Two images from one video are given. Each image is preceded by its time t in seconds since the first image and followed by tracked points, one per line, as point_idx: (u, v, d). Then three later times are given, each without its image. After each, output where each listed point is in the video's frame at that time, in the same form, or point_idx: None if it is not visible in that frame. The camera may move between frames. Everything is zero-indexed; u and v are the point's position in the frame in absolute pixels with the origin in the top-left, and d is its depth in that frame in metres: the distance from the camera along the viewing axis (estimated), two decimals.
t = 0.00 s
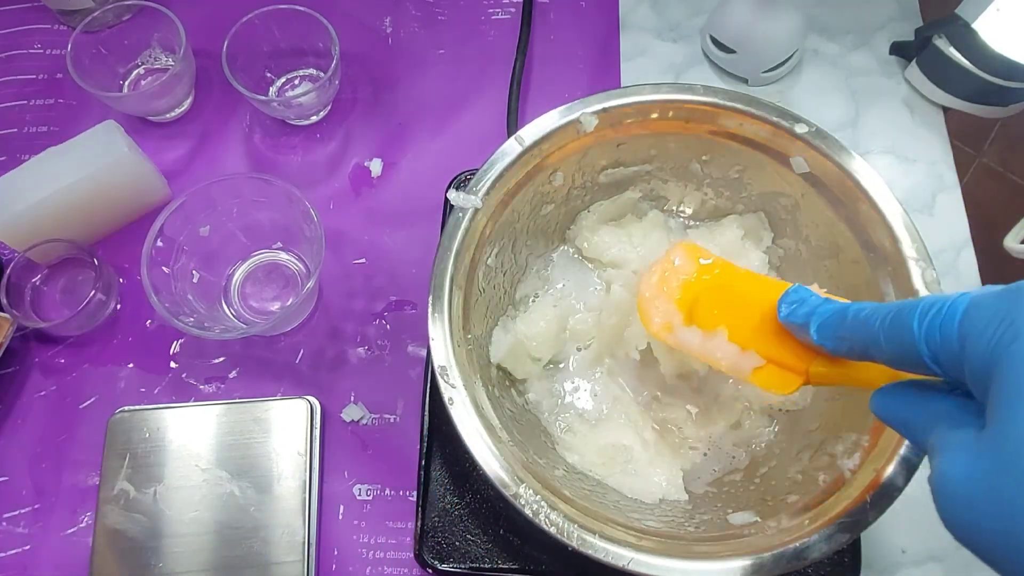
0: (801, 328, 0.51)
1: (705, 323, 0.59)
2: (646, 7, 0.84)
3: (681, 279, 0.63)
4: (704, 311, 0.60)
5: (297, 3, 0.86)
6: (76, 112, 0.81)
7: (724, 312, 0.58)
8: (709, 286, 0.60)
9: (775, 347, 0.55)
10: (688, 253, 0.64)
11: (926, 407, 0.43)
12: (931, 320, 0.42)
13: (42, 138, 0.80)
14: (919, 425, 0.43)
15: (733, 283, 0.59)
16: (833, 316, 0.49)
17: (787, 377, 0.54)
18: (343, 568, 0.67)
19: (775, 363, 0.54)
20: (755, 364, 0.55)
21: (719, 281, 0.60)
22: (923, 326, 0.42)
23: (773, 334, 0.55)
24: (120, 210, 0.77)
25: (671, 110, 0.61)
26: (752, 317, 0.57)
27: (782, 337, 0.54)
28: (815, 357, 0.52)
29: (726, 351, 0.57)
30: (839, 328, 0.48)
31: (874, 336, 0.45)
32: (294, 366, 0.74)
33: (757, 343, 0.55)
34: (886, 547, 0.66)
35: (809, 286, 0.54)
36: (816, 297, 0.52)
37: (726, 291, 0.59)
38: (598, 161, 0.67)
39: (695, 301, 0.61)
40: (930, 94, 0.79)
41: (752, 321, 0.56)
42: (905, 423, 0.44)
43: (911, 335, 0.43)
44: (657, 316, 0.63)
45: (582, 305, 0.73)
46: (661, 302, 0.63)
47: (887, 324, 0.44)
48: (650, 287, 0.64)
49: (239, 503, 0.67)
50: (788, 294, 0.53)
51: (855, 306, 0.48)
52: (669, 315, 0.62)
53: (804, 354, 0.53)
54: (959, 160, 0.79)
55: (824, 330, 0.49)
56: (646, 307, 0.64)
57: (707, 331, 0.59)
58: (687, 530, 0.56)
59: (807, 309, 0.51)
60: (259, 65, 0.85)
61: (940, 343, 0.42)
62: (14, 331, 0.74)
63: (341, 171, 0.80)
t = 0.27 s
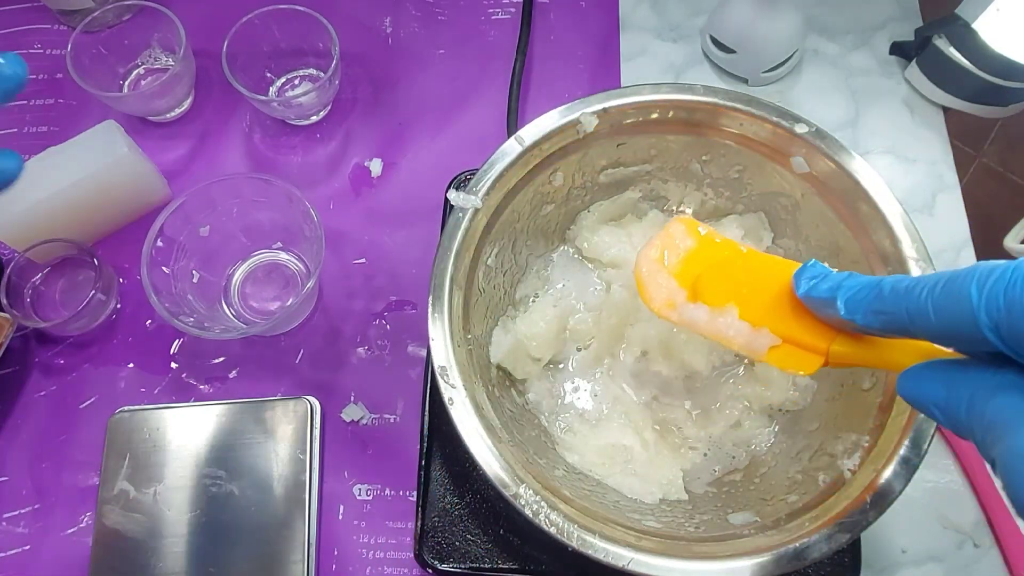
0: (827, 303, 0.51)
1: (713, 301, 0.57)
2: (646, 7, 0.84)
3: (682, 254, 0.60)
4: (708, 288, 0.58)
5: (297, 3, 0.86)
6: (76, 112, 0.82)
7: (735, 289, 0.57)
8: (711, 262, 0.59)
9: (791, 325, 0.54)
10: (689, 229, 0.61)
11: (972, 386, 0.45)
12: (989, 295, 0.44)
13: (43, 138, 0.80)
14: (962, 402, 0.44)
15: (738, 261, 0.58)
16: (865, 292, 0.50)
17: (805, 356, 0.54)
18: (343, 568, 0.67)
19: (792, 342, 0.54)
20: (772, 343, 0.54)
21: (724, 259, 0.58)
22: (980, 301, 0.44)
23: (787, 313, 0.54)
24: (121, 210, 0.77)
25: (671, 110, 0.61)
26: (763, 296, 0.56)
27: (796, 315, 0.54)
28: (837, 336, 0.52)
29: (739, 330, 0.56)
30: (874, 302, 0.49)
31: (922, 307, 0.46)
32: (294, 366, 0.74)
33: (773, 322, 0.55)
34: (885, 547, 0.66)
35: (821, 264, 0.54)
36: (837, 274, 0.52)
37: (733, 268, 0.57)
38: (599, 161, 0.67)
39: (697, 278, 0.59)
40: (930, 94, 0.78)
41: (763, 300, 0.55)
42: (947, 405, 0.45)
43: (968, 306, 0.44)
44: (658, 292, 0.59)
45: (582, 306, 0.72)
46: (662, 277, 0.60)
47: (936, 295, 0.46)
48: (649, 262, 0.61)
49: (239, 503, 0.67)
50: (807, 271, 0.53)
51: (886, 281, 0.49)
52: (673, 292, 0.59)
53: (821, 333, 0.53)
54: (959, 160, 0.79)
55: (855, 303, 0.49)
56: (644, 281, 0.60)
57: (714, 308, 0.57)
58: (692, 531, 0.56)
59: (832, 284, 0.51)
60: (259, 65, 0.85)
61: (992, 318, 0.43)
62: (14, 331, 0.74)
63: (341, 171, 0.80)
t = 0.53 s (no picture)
0: (867, 317, 0.51)
1: (749, 313, 0.59)
2: (646, 7, 0.84)
3: (721, 270, 0.62)
4: (745, 302, 0.60)
5: (297, 3, 0.86)
6: (76, 112, 0.82)
7: (772, 303, 0.58)
8: (747, 278, 0.60)
9: (827, 338, 0.55)
10: (727, 246, 0.63)
11: (1013, 404, 0.47)
12: None
13: (43, 138, 0.80)
14: (1000, 418, 0.46)
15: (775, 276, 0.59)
16: (906, 308, 0.50)
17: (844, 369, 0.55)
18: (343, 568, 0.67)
19: (829, 355, 0.55)
20: (809, 356, 0.55)
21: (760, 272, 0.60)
22: None
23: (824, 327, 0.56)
24: (120, 210, 0.77)
25: (671, 110, 0.61)
26: (799, 310, 0.57)
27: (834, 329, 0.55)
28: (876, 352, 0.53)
29: (777, 342, 0.57)
30: (914, 318, 0.50)
31: (966, 323, 0.47)
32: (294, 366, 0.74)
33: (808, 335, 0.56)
34: (885, 547, 0.66)
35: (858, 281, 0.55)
36: (875, 289, 0.53)
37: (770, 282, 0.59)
38: (599, 161, 0.67)
39: (735, 293, 0.61)
40: (930, 94, 0.79)
41: (800, 313, 0.57)
42: (982, 419, 0.47)
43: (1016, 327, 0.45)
44: (696, 303, 0.61)
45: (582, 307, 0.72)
46: (701, 289, 0.62)
47: (981, 313, 0.47)
48: (686, 275, 0.63)
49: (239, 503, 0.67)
50: (845, 286, 0.54)
51: (928, 297, 0.50)
52: (710, 304, 0.61)
53: (858, 347, 0.54)
54: (960, 160, 0.79)
55: (897, 318, 0.50)
56: (682, 291, 0.62)
57: (751, 320, 0.59)
58: (692, 531, 0.56)
59: (871, 299, 0.52)
60: (259, 65, 0.85)
61: None
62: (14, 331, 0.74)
63: (340, 171, 0.80)
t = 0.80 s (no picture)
0: (864, 376, 0.51)
1: (739, 369, 0.58)
2: (646, 7, 0.84)
3: (707, 318, 0.62)
4: (736, 358, 0.59)
5: (297, 3, 0.86)
6: (76, 112, 0.82)
7: (763, 360, 0.58)
8: (734, 329, 0.60)
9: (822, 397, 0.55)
10: (709, 295, 0.63)
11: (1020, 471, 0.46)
12: None
13: (43, 138, 0.80)
14: (1005, 484, 0.47)
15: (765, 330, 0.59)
16: (904, 368, 0.50)
17: (839, 429, 0.54)
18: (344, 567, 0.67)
19: (824, 415, 0.54)
20: (804, 416, 0.55)
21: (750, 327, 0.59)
22: None
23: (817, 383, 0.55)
24: (120, 210, 0.77)
25: (671, 110, 0.61)
26: (791, 367, 0.57)
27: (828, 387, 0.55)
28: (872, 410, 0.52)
29: (770, 402, 0.56)
30: (915, 380, 0.49)
31: (969, 391, 0.47)
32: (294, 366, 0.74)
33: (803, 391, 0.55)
34: (885, 547, 0.66)
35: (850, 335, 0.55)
36: (870, 346, 0.52)
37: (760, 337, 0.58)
38: (599, 161, 0.67)
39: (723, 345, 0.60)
40: (930, 94, 0.79)
41: (793, 372, 0.56)
42: (985, 483, 0.48)
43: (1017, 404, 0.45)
44: (680, 360, 0.61)
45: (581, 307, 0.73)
46: (685, 342, 0.62)
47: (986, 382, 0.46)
48: (669, 326, 0.63)
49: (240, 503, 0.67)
50: (837, 341, 0.53)
51: (929, 357, 0.50)
52: (695, 359, 0.61)
53: (855, 404, 0.53)
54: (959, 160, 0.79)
55: (896, 378, 0.50)
56: (666, 346, 0.62)
57: (742, 377, 0.58)
58: (692, 531, 0.56)
59: (866, 357, 0.51)
60: (259, 65, 0.85)
61: None
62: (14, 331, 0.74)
63: (341, 171, 0.80)
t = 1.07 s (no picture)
0: (870, 375, 0.51)
1: (741, 367, 0.58)
2: (646, 7, 0.84)
3: (708, 316, 0.62)
4: (736, 355, 0.59)
5: (297, 2, 0.86)
6: (76, 112, 0.82)
7: (765, 357, 0.58)
8: (734, 328, 0.60)
9: (824, 396, 0.55)
10: (711, 292, 0.63)
11: None
12: None
13: (43, 138, 0.80)
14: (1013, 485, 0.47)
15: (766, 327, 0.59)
16: (911, 367, 0.50)
17: (842, 427, 0.54)
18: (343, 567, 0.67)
19: (827, 412, 0.54)
20: (807, 414, 0.55)
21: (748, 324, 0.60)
22: None
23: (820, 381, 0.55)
24: (120, 210, 0.77)
25: (671, 110, 0.61)
26: (794, 365, 0.57)
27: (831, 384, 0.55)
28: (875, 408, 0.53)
29: (773, 400, 0.56)
30: (923, 380, 0.49)
31: (978, 393, 0.47)
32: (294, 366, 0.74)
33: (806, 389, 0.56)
34: (885, 547, 0.66)
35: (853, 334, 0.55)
36: (876, 344, 0.52)
37: (763, 333, 0.58)
38: (599, 161, 0.67)
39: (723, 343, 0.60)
40: (930, 94, 0.79)
41: (796, 369, 0.57)
42: (991, 485, 0.47)
43: None
44: (681, 358, 0.61)
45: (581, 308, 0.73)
46: (684, 337, 0.62)
47: (998, 384, 0.46)
48: (668, 322, 0.63)
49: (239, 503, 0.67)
50: (841, 338, 0.54)
51: (938, 358, 0.50)
52: (696, 356, 0.61)
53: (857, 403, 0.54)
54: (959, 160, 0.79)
55: (903, 378, 0.50)
56: (666, 342, 0.62)
57: (744, 374, 0.58)
58: (693, 531, 0.56)
59: (873, 355, 0.51)
60: (259, 65, 0.85)
61: None
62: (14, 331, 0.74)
63: (340, 171, 0.80)
